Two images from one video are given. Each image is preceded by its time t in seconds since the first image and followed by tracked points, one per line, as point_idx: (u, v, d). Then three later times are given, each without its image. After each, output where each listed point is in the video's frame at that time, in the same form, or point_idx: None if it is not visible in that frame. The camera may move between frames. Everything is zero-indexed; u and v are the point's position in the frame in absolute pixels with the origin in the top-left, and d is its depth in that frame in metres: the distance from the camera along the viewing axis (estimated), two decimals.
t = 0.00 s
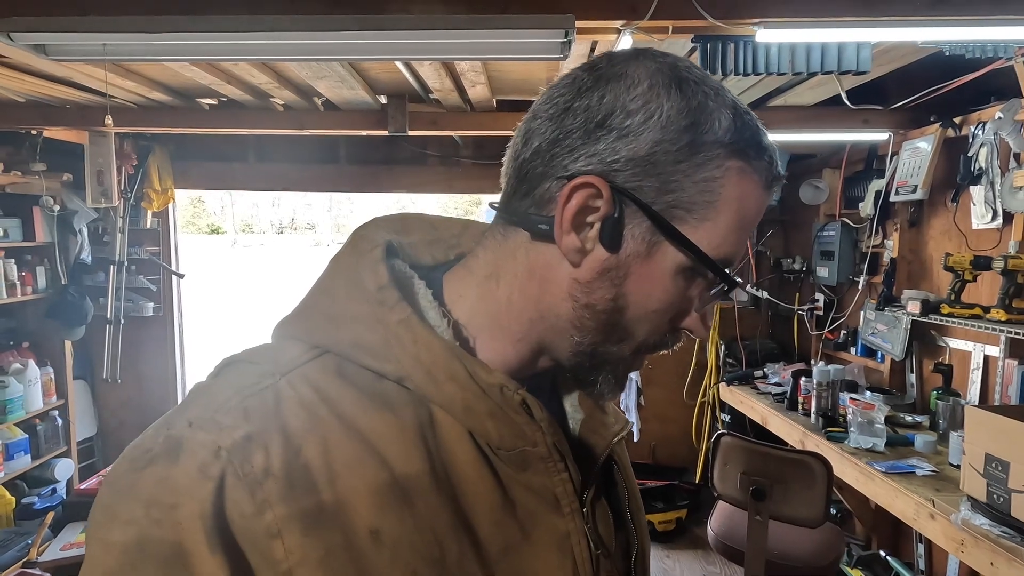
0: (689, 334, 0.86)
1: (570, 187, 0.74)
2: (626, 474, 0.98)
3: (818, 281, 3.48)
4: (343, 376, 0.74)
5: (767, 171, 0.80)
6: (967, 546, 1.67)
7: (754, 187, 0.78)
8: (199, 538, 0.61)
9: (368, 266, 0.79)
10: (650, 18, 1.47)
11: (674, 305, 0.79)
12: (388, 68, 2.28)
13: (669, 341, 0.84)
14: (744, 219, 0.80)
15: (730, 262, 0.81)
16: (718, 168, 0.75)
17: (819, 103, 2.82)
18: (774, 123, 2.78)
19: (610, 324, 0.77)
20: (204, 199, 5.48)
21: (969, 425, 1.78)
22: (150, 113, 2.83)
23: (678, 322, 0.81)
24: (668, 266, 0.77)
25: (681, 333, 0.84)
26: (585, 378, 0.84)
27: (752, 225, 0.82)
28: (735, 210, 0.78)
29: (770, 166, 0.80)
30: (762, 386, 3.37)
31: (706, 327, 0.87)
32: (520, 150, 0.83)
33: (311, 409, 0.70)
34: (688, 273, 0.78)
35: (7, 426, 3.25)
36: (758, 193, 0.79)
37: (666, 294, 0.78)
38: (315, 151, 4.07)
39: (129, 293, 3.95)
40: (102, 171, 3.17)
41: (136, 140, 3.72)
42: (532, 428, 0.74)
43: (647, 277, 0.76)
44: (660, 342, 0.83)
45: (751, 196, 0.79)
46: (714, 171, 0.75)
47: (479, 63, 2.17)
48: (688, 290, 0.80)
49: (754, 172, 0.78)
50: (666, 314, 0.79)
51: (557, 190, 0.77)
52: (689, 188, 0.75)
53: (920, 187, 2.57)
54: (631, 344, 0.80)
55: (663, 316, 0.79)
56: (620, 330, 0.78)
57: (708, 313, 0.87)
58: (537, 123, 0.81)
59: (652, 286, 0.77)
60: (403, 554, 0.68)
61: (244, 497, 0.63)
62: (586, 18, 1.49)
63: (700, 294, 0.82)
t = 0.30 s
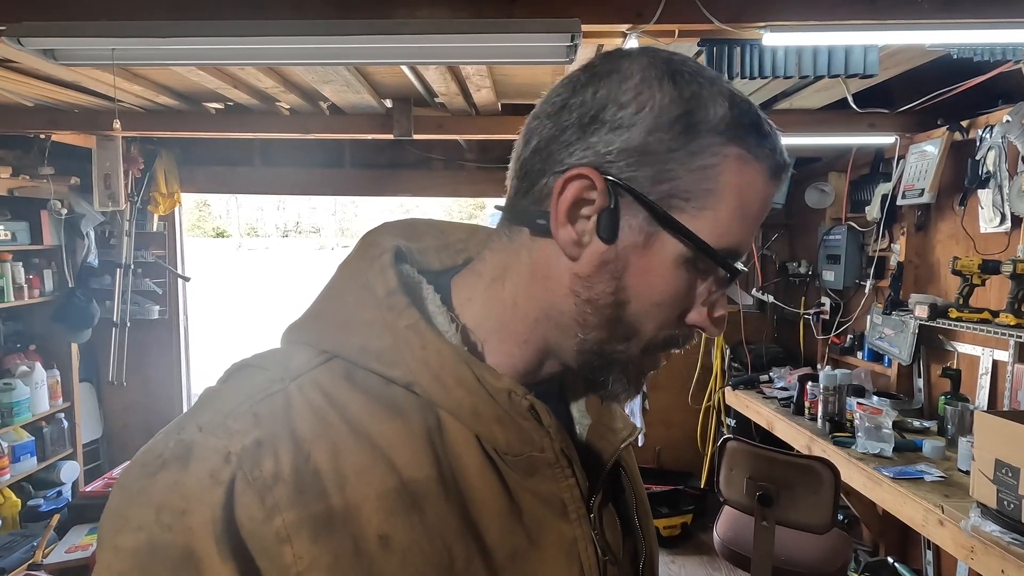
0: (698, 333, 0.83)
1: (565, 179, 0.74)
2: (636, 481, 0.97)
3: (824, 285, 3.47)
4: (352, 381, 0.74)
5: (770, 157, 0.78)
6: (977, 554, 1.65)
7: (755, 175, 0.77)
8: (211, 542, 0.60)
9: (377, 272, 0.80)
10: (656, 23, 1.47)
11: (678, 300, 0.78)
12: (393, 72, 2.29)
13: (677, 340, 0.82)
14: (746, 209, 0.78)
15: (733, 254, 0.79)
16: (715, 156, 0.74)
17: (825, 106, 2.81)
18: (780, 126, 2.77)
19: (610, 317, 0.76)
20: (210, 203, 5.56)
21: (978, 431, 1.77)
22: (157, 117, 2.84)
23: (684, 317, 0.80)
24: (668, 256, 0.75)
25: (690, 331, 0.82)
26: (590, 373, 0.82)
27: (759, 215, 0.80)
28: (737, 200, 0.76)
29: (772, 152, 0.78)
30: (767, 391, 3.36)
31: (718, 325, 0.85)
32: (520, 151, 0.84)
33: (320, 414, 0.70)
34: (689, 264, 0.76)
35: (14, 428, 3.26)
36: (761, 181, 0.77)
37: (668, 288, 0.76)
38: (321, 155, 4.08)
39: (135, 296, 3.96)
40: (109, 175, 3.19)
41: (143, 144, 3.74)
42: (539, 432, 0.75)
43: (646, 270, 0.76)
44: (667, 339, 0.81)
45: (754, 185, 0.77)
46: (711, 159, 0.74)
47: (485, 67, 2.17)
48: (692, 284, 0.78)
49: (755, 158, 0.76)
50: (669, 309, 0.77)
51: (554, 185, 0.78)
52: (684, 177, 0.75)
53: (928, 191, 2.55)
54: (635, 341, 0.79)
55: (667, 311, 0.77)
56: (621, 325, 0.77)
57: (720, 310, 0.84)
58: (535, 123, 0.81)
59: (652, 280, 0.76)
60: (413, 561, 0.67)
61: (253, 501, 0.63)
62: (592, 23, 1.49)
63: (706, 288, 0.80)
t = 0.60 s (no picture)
0: (607, 245, 0.80)
1: (464, 152, 0.93)
2: (637, 468, 1.01)
3: (827, 287, 3.49)
4: (375, 362, 0.76)
5: (603, 45, 0.81)
6: (977, 552, 1.66)
7: (592, 68, 0.79)
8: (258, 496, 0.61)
9: (396, 262, 0.84)
10: (658, 26, 1.50)
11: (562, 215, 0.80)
12: (399, 76, 2.32)
13: (589, 261, 0.79)
14: (601, 101, 0.79)
15: (602, 144, 0.80)
16: (540, 67, 0.82)
17: (826, 109, 2.83)
18: (782, 129, 2.80)
19: (507, 246, 0.83)
20: (215, 206, 5.59)
21: (978, 430, 1.79)
22: (167, 121, 2.89)
23: (571, 229, 0.80)
24: (534, 169, 0.81)
25: (600, 247, 0.80)
26: (533, 324, 0.81)
27: (632, 108, 0.79)
28: (576, 94, 0.79)
29: (608, 45, 0.81)
30: (770, 392, 3.37)
31: (634, 232, 0.80)
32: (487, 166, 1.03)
33: (346, 389, 0.73)
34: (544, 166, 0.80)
35: (24, 427, 3.30)
36: (603, 71, 0.79)
37: (548, 205, 0.81)
38: (326, 159, 4.13)
39: (143, 297, 4.01)
40: (119, 178, 3.24)
41: (151, 147, 3.79)
42: (545, 412, 0.79)
43: (525, 193, 0.82)
44: (573, 258, 0.80)
45: (595, 77, 0.79)
46: (535, 75, 0.83)
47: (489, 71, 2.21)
48: (573, 195, 0.81)
49: (582, 56, 0.80)
50: (554, 223, 0.80)
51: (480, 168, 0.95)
52: (524, 95, 0.83)
53: (929, 193, 2.57)
54: (537, 267, 0.80)
55: (554, 227, 0.80)
56: (513, 249, 0.82)
57: (635, 219, 0.80)
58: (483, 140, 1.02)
59: (531, 201, 0.82)
60: (428, 525, 0.69)
61: (289, 461, 0.65)
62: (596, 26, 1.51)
63: (598, 197, 0.81)
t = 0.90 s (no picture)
0: (558, 223, 0.82)
1: (438, 171, 0.99)
2: (648, 471, 1.01)
3: (833, 291, 3.48)
4: (383, 369, 0.76)
5: (520, 38, 0.86)
6: (988, 559, 1.65)
7: (512, 62, 0.85)
8: (272, 500, 0.63)
9: (403, 272, 0.85)
10: (666, 33, 1.51)
11: (514, 205, 0.84)
12: (406, 82, 2.34)
13: (544, 244, 0.82)
14: (526, 90, 0.84)
15: (539, 131, 0.84)
16: (472, 77, 0.89)
17: (832, 114, 2.83)
18: (789, 134, 2.80)
19: (476, 247, 0.87)
20: (220, 208, 5.36)
21: (987, 437, 1.79)
22: (176, 126, 2.91)
23: (520, 216, 0.84)
24: (482, 167, 0.86)
25: (553, 227, 0.82)
26: (512, 320, 0.84)
27: (557, 89, 0.84)
28: (503, 89, 0.85)
29: (523, 36, 0.86)
30: (777, 397, 3.36)
31: (580, 206, 0.83)
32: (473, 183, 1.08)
33: (354, 396, 0.73)
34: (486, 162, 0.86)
35: (32, 430, 3.32)
36: (522, 63, 0.85)
37: (497, 198, 0.85)
38: (333, 164, 4.15)
39: (150, 301, 4.02)
40: (128, 183, 3.26)
41: (159, 152, 3.82)
42: (551, 417, 0.80)
43: (479, 192, 0.87)
44: (531, 245, 0.82)
45: (517, 69, 0.85)
46: (471, 83, 0.89)
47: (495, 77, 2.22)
48: (522, 184, 0.85)
49: (502, 53, 0.86)
50: (510, 214, 0.84)
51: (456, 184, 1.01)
52: (465, 104, 0.90)
53: (936, 197, 2.56)
54: (498, 259, 0.83)
55: (510, 218, 0.83)
56: (477, 247, 0.87)
57: (580, 193, 0.83)
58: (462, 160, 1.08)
59: (487, 198, 0.86)
60: (437, 528, 0.69)
61: (300, 465, 0.65)
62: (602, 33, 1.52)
63: (546, 181, 0.84)
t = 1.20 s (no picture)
0: (540, 230, 0.81)
1: (427, 192, 0.99)
2: (661, 485, 0.98)
3: (839, 297, 3.46)
4: (384, 392, 0.76)
5: (485, 53, 0.86)
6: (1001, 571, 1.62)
7: (482, 77, 0.85)
8: (274, 531, 0.61)
9: (402, 293, 0.85)
10: (675, 40, 1.50)
11: (494, 217, 0.83)
12: (412, 89, 2.34)
13: (529, 253, 0.81)
14: (497, 102, 0.83)
15: (514, 142, 0.83)
16: (446, 97, 0.89)
17: (838, 119, 2.82)
18: (795, 140, 2.79)
19: (466, 263, 0.87)
20: (223, 213, 5.41)
21: (1001, 448, 1.78)
22: (182, 133, 2.92)
23: (503, 228, 0.83)
24: (462, 184, 0.86)
25: (536, 236, 0.81)
26: (508, 337, 0.83)
27: (528, 98, 0.83)
28: (476, 105, 0.85)
29: (490, 50, 0.86)
30: (783, 404, 3.34)
31: (561, 211, 0.82)
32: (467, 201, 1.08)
33: (356, 421, 0.72)
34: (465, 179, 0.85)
35: (36, 436, 3.31)
36: (490, 76, 0.84)
37: (479, 213, 0.84)
38: (337, 169, 4.15)
39: (154, 306, 4.03)
40: (133, 189, 3.27)
41: (164, 158, 3.82)
42: (556, 436, 0.79)
43: (462, 209, 0.87)
44: (517, 255, 0.81)
45: (487, 83, 0.84)
46: (447, 103, 0.89)
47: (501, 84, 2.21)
48: (502, 195, 0.84)
49: (471, 69, 0.86)
50: (493, 226, 0.83)
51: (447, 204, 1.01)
52: (442, 125, 0.90)
53: (944, 204, 2.55)
54: (485, 273, 0.83)
55: (494, 230, 0.83)
56: (466, 263, 0.86)
57: (560, 199, 0.82)
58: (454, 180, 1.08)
59: (471, 213, 0.85)
60: (443, 553, 0.67)
61: (301, 493, 0.64)
62: (610, 41, 1.50)
63: (525, 191, 0.83)
